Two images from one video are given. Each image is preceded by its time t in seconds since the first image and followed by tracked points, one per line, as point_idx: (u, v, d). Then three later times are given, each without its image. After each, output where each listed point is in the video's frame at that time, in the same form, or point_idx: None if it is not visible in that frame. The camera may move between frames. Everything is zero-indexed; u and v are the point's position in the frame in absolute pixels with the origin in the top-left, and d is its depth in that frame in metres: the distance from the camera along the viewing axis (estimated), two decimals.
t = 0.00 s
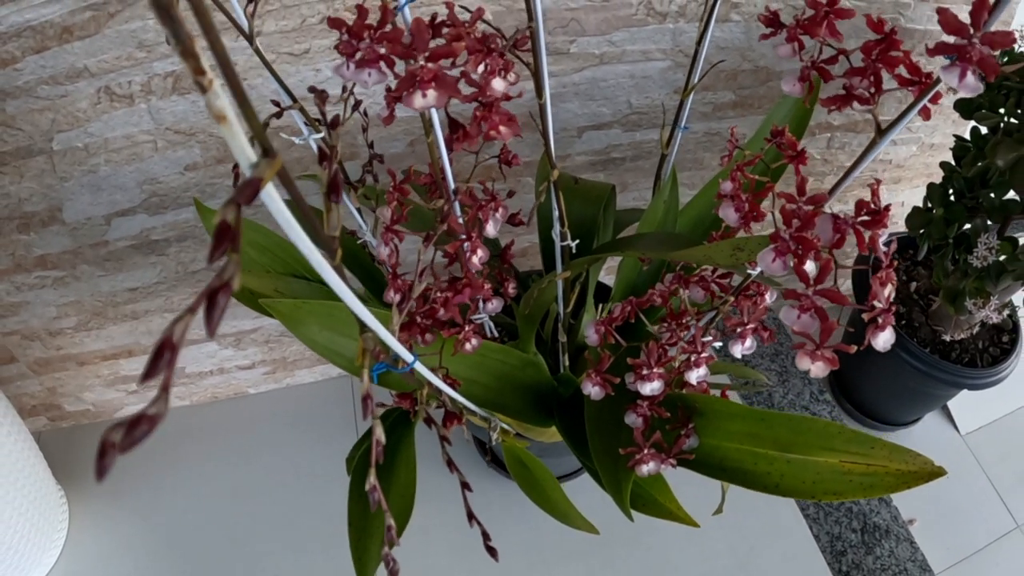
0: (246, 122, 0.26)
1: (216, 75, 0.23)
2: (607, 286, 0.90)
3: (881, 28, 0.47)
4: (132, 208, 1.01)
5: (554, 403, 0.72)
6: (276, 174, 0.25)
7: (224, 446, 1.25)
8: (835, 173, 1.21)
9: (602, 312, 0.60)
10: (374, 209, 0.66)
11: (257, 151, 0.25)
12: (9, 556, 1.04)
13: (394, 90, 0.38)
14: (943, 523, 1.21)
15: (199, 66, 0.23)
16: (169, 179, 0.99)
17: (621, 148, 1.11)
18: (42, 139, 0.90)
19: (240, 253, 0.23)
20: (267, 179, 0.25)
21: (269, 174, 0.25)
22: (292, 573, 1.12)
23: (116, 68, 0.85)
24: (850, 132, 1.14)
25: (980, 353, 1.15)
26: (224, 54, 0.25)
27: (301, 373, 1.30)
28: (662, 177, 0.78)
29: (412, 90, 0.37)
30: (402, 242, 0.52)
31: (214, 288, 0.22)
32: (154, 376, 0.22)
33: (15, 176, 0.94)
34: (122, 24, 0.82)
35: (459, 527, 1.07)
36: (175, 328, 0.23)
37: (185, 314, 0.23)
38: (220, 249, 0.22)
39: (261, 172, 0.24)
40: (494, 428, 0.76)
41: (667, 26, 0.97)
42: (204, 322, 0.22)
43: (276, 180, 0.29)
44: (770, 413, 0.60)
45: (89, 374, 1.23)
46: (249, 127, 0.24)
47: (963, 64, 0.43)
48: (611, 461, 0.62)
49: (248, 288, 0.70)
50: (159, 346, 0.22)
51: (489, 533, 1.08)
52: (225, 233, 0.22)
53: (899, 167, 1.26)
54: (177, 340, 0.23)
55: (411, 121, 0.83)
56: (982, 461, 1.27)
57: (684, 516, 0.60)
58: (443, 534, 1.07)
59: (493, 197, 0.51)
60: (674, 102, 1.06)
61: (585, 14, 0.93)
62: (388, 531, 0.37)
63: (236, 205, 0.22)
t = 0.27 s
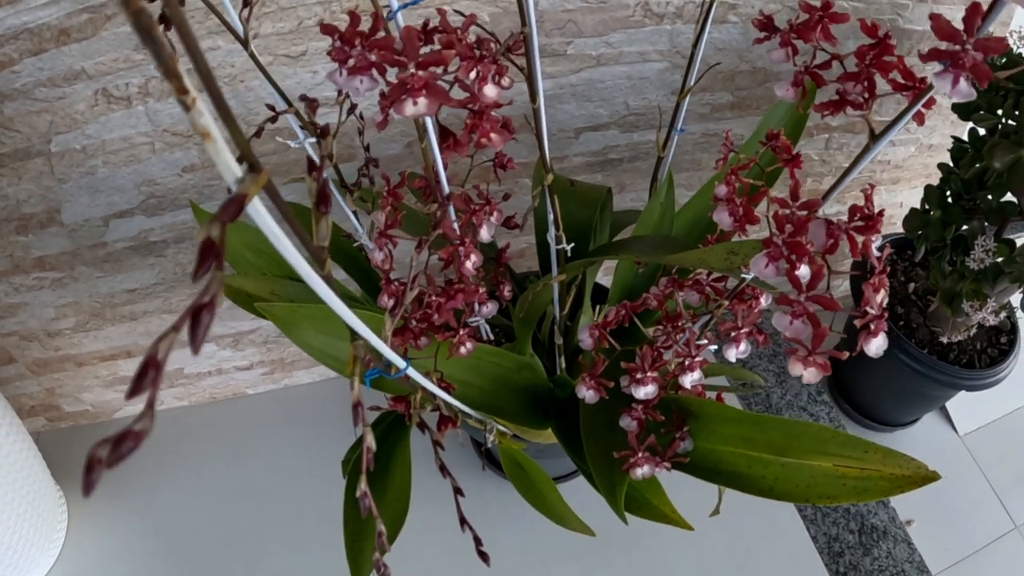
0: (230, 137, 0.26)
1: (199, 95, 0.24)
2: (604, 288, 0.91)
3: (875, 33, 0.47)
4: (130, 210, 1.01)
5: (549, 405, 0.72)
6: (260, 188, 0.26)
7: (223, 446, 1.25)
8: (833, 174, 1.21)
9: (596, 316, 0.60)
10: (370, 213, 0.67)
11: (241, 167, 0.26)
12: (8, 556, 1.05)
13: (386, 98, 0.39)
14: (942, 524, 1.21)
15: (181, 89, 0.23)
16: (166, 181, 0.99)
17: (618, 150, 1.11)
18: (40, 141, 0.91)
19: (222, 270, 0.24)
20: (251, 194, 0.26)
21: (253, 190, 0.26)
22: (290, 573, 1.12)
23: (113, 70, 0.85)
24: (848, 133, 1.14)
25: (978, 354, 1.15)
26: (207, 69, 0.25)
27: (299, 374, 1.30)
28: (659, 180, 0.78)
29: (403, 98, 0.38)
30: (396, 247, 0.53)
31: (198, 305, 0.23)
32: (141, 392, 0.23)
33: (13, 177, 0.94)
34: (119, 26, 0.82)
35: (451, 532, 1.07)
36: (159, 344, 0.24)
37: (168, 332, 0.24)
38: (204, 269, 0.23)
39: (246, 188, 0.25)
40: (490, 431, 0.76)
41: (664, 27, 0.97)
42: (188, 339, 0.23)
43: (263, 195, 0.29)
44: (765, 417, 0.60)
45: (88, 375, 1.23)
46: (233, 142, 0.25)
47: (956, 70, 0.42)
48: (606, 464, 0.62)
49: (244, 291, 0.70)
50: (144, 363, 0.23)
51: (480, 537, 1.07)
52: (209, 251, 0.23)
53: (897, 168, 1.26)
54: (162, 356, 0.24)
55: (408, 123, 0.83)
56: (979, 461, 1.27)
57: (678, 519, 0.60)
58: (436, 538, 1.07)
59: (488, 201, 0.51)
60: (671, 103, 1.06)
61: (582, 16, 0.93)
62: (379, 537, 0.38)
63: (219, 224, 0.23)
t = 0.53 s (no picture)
0: (217, 150, 0.27)
1: (187, 111, 0.24)
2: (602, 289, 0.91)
3: (869, 37, 0.47)
4: (129, 211, 1.02)
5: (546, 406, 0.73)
6: (248, 201, 0.27)
7: (223, 446, 1.25)
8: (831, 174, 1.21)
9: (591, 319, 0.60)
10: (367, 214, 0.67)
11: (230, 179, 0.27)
12: (8, 557, 1.05)
13: (378, 104, 0.39)
14: (941, 524, 1.21)
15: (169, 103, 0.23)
16: (165, 182, 0.99)
17: (616, 150, 1.11)
18: (39, 143, 0.91)
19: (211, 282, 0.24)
20: (240, 208, 0.26)
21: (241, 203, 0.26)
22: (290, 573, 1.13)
23: (111, 72, 0.86)
24: (846, 133, 1.14)
25: (977, 355, 1.15)
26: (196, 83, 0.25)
27: (298, 374, 1.30)
28: (656, 181, 0.79)
29: (395, 105, 0.38)
30: (391, 250, 0.54)
31: (187, 318, 0.24)
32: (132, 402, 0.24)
33: (12, 179, 0.94)
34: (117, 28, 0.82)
35: (445, 533, 1.07)
36: (149, 357, 0.24)
37: (157, 345, 0.24)
38: (194, 283, 0.23)
39: (234, 203, 0.26)
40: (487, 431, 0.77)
41: (662, 28, 0.97)
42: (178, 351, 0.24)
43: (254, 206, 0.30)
44: (760, 419, 0.60)
45: (88, 376, 1.24)
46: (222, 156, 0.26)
47: (948, 76, 0.43)
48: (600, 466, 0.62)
49: (242, 292, 0.70)
50: (134, 375, 0.24)
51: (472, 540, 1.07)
52: (198, 264, 0.24)
53: (896, 168, 1.26)
54: (151, 367, 0.24)
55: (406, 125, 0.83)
56: (978, 461, 1.27)
57: (673, 521, 0.61)
58: (430, 539, 1.07)
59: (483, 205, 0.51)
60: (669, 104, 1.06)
61: (580, 17, 0.93)
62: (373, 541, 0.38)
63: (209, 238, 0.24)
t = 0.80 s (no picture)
0: (203, 163, 0.27)
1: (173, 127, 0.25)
2: (598, 289, 0.91)
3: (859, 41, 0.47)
4: (127, 213, 1.02)
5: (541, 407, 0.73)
6: (235, 212, 0.27)
7: (222, 446, 1.26)
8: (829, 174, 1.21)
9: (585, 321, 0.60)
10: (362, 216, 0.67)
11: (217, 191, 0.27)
12: (8, 557, 1.05)
13: (369, 111, 0.39)
14: (939, 524, 1.21)
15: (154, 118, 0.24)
16: (164, 183, 1.00)
17: (613, 151, 1.11)
18: (37, 144, 0.91)
19: (196, 293, 0.25)
20: (226, 219, 0.27)
21: (227, 215, 0.27)
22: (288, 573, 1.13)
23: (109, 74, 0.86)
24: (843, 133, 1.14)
25: (974, 355, 1.16)
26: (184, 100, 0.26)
27: (297, 374, 1.30)
28: (651, 182, 0.79)
29: (385, 112, 0.39)
30: (384, 253, 0.54)
31: (173, 328, 0.24)
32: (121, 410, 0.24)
33: (12, 181, 0.94)
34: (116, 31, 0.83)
35: (438, 535, 1.07)
36: (136, 365, 0.25)
37: (145, 353, 0.25)
38: (180, 293, 0.24)
39: (220, 214, 0.26)
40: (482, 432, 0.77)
41: (658, 29, 0.98)
42: (164, 360, 0.24)
43: (242, 215, 0.30)
44: (753, 420, 0.60)
45: (87, 376, 1.24)
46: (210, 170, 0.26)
47: (936, 81, 0.43)
48: (594, 467, 0.63)
49: (240, 293, 0.71)
50: (122, 385, 0.24)
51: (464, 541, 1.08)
52: (185, 275, 0.25)
53: (893, 168, 1.26)
54: (139, 376, 0.25)
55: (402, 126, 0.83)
56: (975, 461, 1.28)
57: (665, 522, 0.61)
58: (422, 540, 1.07)
59: (476, 207, 0.52)
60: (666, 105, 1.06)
61: (576, 18, 0.94)
62: (362, 543, 0.39)
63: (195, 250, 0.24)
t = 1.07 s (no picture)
0: (200, 180, 0.28)
1: (168, 147, 0.25)
2: (596, 291, 0.92)
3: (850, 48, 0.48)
4: (128, 214, 1.03)
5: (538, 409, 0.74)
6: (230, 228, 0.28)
7: (222, 446, 1.26)
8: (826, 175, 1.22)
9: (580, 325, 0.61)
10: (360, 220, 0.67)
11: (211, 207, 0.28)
12: (9, 556, 1.06)
13: (363, 121, 0.40)
14: (937, 524, 1.21)
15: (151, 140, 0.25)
16: (164, 185, 1.00)
17: (611, 153, 1.12)
18: (38, 147, 0.92)
19: (192, 308, 0.26)
20: (222, 235, 0.28)
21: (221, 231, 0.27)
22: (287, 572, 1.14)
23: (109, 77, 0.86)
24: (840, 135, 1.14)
25: (971, 356, 1.16)
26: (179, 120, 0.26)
27: (296, 375, 1.31)
28: (647, 186, 0.79)
29: (379, 122, 0.39)
30: (380, 259, 0.55)
31: (170, 344, 0.25)
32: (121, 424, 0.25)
33: (12, 183, 0.95)
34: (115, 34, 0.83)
35: (433, 538, 1.07)
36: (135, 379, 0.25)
37: (144, 367, 0.25)
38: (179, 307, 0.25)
39: (216, 230, 0.27)
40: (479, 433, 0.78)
41: (655, 32, 0.98)
42: (163, 374, 0.25)
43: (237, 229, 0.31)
44: (746, 423, 0.61)
45: (88, 376, 1.25)
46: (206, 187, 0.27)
47: (924, 90, 0.44)
48: (589, 469, 0.64)
49: (239, 295, 0.71)
50: (122, 400, 0.24)
51: (458, 544, 1.08)
52: (182, 291, 0.25)
53: (891, 169, 1.26)
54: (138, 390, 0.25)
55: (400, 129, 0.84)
56: (973, 462, 1.28)
57: (659, 523, 0.61)
58: (416, 542, 1.07)
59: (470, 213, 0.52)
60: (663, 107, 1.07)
61: (573, 21, 0.94)
62: (356, 545, 0.39)
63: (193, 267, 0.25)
